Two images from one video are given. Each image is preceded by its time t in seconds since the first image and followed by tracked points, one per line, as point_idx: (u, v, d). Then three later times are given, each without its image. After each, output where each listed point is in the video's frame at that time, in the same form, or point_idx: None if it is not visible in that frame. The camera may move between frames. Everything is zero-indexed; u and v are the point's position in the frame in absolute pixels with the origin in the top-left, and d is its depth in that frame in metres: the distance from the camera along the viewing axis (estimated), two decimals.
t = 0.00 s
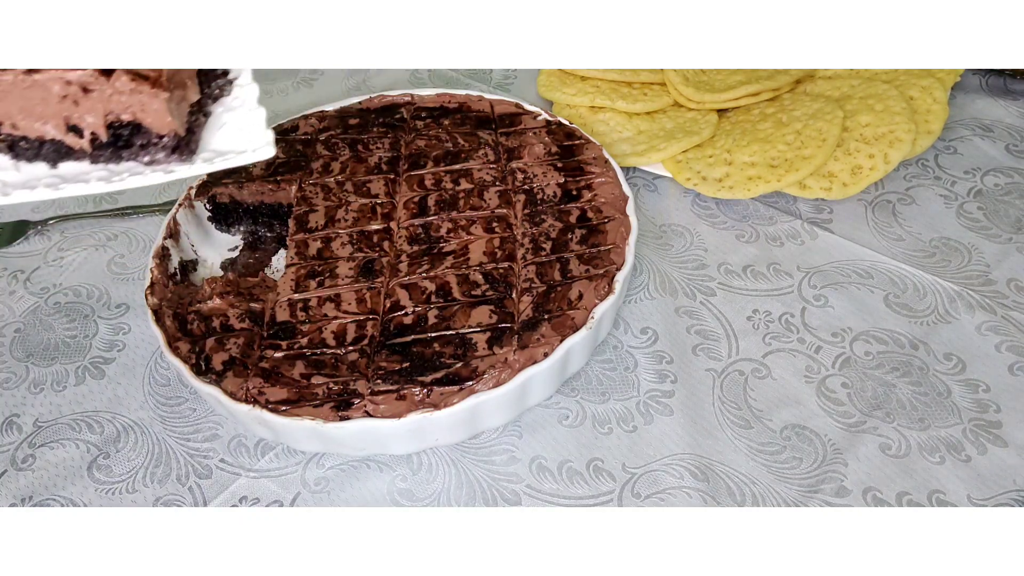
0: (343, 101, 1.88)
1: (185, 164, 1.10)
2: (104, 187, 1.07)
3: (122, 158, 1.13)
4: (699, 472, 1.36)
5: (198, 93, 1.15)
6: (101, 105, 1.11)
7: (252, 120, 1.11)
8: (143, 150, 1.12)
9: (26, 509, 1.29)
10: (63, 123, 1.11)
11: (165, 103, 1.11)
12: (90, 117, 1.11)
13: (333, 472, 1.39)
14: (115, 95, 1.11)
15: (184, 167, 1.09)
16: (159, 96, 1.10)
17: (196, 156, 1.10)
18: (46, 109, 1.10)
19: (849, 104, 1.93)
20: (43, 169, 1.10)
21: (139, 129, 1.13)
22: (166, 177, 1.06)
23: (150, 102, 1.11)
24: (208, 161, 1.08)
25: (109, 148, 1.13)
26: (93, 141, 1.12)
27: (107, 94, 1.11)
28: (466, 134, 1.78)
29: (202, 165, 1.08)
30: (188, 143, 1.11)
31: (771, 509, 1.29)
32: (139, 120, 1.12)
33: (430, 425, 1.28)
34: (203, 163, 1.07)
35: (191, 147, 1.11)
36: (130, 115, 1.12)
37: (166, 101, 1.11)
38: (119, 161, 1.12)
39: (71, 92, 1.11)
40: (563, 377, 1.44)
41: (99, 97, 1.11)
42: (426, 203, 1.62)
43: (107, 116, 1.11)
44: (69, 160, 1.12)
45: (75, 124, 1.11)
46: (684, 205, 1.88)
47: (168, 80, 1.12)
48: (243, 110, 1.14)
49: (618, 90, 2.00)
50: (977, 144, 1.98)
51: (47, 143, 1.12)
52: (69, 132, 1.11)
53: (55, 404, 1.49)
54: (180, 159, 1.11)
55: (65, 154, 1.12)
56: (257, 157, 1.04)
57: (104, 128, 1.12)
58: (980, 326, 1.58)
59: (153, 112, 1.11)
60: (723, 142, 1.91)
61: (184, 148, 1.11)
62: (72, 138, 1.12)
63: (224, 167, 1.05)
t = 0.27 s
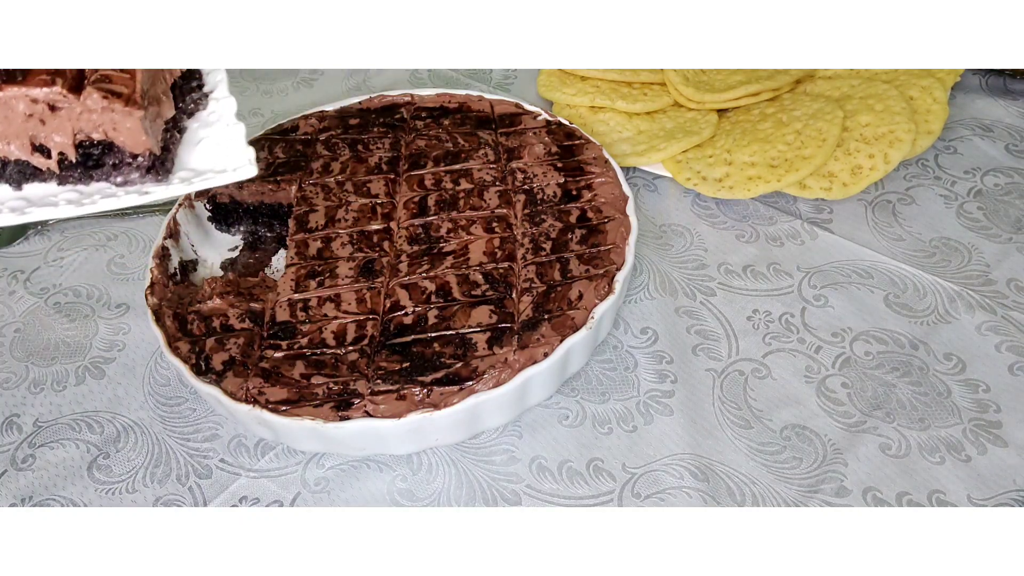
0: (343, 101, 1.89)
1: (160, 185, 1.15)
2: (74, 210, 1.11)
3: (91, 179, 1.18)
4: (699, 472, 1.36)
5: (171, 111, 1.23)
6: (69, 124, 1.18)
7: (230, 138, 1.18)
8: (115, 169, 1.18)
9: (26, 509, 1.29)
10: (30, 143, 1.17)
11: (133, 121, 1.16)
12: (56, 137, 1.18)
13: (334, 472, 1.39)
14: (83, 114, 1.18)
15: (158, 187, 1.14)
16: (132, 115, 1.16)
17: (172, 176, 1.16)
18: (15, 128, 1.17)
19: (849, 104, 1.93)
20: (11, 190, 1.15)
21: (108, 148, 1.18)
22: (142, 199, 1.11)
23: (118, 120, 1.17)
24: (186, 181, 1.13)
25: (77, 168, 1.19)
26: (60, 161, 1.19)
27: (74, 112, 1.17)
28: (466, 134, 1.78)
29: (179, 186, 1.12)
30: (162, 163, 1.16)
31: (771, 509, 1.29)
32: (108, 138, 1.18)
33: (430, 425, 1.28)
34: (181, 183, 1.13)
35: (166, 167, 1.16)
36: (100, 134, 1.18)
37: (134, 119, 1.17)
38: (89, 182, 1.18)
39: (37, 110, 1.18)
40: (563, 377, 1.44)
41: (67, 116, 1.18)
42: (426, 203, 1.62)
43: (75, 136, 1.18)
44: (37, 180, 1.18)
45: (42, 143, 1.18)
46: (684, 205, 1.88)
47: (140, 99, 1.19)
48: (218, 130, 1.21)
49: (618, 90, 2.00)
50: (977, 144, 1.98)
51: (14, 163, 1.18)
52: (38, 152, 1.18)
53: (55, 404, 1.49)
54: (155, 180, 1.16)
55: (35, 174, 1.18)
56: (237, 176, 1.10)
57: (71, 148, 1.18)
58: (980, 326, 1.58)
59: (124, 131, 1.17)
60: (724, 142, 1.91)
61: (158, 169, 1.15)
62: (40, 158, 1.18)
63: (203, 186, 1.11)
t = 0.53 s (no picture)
0: (342, 101, 1.89)
1: (168, 168, 1.17)
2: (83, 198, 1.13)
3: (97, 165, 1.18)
4: (699, 472, 1.36)
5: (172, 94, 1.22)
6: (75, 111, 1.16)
7: (231, 119, 1.22)
8: (121, 154, 1.17)
9: (26, 509, 1.29)
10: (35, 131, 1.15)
11: (143, 105, 1.15)
12: (62, 124, 1.16)
13: (333, 472, 1.39)
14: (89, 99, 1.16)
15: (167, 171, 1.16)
16: (139, 97, 1.15)
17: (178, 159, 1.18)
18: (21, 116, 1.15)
19: (849, 104, 1.93)
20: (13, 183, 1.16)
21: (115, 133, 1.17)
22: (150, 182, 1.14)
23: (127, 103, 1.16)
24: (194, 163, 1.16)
25: (84, 155, 1.18)
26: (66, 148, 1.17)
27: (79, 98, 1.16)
28: (466, 134, 1.78)
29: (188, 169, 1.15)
30: (168, 146, 1.17)
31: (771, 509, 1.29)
32: (116, 123, 1.16)
33: (430, 425, 1.28)
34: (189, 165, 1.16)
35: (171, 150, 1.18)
36: (106, 119, 1.17)
37: (144, 102, 1.16)
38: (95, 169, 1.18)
39: (42, 97, 1.16)
40: (563, 377, 1.44)
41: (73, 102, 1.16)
42: (426, 203, 1.62)
43: (81, 121, 1.16)
44: (41, 170, 1.17)
45: (45, 132, 1.16)
46: (683, 205, 1.88)
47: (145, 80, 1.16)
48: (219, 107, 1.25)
49: (618, 90, 2.00)
50: (977, 144, 1.98)
51: (17, 154, 1.16)
52: (43, 140, 1.16)
53: (55, 404, 1.49)
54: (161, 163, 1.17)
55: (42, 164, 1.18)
56: (245, 156, 1.14)
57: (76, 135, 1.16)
58: (980, 326, 1.58)
59: (130, 114, 1.15)
60: (723, 142, 1.91)
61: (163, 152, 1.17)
62: (45, 147, 1.17)
63: (210, 166, 1.14)
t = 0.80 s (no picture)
0: (342, 101, 1.89)
1: (160, 155, 1.14)
2: (72, 187, 1.11)
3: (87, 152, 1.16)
4: (699, 472, 1.36)
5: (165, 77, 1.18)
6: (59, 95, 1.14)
7: (227, 104, 1.18)
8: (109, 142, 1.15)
9: (26, 509, 1.29)
10: (19, 117, 1.14)
11: (130, 90, 1.13)
12: (46, 109, 1.14)
13: (333, 472, 1.39)
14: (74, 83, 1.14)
15: (158, 159, 1.14)
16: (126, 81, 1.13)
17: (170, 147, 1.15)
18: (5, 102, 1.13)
19: (849, 104, 1.93)
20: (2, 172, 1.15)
21: (102, 118, 1.15)
22: (139, 171, 1.11)
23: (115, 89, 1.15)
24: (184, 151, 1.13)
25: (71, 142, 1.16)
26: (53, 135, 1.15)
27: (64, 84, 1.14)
28: (467, 134, 1.78)
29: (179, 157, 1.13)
30: (160, 133, 1.15)
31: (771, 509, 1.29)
32: (102, 108, 1.15)
33: (430, 425, 1.29)
34: (181, 154, 1.13)
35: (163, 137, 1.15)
36: (93, 105, 1.15)
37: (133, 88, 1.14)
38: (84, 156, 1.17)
39: (25, 82, 1.13)
40: (563, 377, 1.44)
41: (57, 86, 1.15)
42: (426, 203, 1.62)
43: (67, 107, 1.14)
44: (28, 158, 1.16)
45: (30, 118, 1.14)
46: (683, 205, 1.88)
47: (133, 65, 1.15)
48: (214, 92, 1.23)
49: (618, 90, 2.00)
50: (978, 144, 1.98)
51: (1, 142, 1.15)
52: (28, 126, 1.15)
53: (55, 404, 1.49)
54: (152, 150, 1.15)
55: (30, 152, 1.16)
56: (239, 143, 1.10)
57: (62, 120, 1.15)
58: (980, 326, 1.58)
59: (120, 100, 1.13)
60: (723, 142, 1.91)
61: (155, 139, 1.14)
62: (30, 133, 1.15)
63: (204, 153, 1.11)
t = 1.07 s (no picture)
0: (343, 101, 1.89)
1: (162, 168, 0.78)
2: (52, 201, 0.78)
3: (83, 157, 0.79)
4: (699, 472, 1.36)
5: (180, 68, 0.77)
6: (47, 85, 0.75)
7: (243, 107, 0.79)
8: (104, 145, 0.79)
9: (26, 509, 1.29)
10: None
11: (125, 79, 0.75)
12: (32, 105, 0.76)
13: (333, 472, 1.39)
14: (59, 74, 0.75)
15: (157, 171, 0.78)
16: (115, 72, 0.75)
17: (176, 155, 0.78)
18: None
19: (849, 104, 1.93)
20: None
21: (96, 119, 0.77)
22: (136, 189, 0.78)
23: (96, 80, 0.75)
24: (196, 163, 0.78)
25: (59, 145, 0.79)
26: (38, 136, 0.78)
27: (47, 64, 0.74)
28: (467, 134, 1.78)
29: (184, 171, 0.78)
30: (166, 139, 0.78)
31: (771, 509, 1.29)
32: (95, 110, 0.76)
33: (430, 425, 1.29)
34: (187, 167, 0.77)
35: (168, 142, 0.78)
36: (84, 102, 0.76)
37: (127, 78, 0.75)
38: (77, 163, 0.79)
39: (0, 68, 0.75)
40: (563, 377, 1.44)
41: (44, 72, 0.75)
42: (426, 203, 1.62)
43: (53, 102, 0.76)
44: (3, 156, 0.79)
45: (16, 114, 0.77)
46: (683, 205, 1.88)
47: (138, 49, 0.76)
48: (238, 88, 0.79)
49: (618, 90, 2.00)
50: (977, 144, 1.98)
51: None
52: (8, 121, 0.78)
53: (55, 404, 1.49)
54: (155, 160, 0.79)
55: None
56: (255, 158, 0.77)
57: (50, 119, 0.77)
58: (980, 326, 1.58)
59: (114, 96, 0.76)
60: (723, 142, 1.91)
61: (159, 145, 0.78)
62: (15, 131, 0.78)
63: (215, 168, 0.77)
